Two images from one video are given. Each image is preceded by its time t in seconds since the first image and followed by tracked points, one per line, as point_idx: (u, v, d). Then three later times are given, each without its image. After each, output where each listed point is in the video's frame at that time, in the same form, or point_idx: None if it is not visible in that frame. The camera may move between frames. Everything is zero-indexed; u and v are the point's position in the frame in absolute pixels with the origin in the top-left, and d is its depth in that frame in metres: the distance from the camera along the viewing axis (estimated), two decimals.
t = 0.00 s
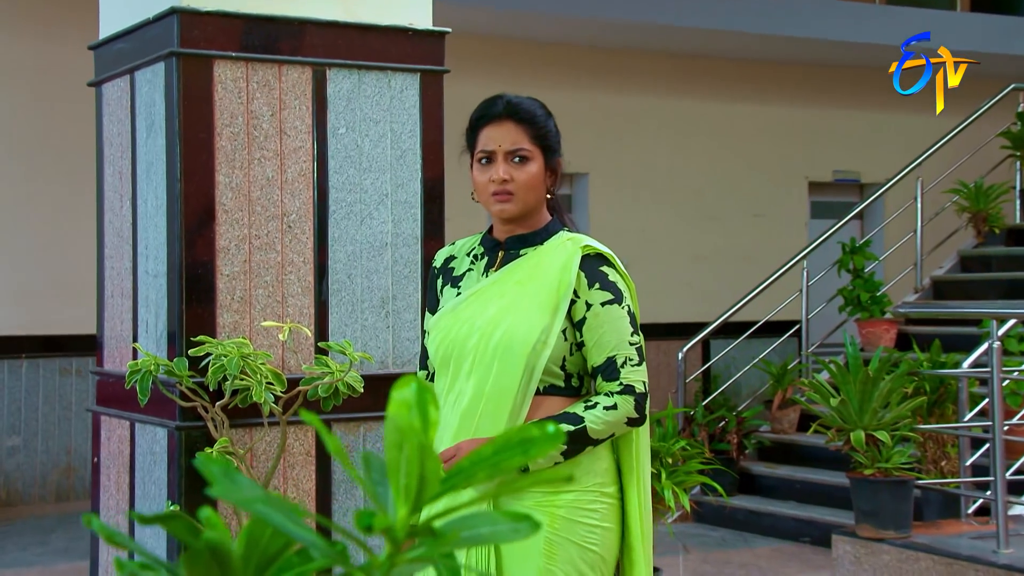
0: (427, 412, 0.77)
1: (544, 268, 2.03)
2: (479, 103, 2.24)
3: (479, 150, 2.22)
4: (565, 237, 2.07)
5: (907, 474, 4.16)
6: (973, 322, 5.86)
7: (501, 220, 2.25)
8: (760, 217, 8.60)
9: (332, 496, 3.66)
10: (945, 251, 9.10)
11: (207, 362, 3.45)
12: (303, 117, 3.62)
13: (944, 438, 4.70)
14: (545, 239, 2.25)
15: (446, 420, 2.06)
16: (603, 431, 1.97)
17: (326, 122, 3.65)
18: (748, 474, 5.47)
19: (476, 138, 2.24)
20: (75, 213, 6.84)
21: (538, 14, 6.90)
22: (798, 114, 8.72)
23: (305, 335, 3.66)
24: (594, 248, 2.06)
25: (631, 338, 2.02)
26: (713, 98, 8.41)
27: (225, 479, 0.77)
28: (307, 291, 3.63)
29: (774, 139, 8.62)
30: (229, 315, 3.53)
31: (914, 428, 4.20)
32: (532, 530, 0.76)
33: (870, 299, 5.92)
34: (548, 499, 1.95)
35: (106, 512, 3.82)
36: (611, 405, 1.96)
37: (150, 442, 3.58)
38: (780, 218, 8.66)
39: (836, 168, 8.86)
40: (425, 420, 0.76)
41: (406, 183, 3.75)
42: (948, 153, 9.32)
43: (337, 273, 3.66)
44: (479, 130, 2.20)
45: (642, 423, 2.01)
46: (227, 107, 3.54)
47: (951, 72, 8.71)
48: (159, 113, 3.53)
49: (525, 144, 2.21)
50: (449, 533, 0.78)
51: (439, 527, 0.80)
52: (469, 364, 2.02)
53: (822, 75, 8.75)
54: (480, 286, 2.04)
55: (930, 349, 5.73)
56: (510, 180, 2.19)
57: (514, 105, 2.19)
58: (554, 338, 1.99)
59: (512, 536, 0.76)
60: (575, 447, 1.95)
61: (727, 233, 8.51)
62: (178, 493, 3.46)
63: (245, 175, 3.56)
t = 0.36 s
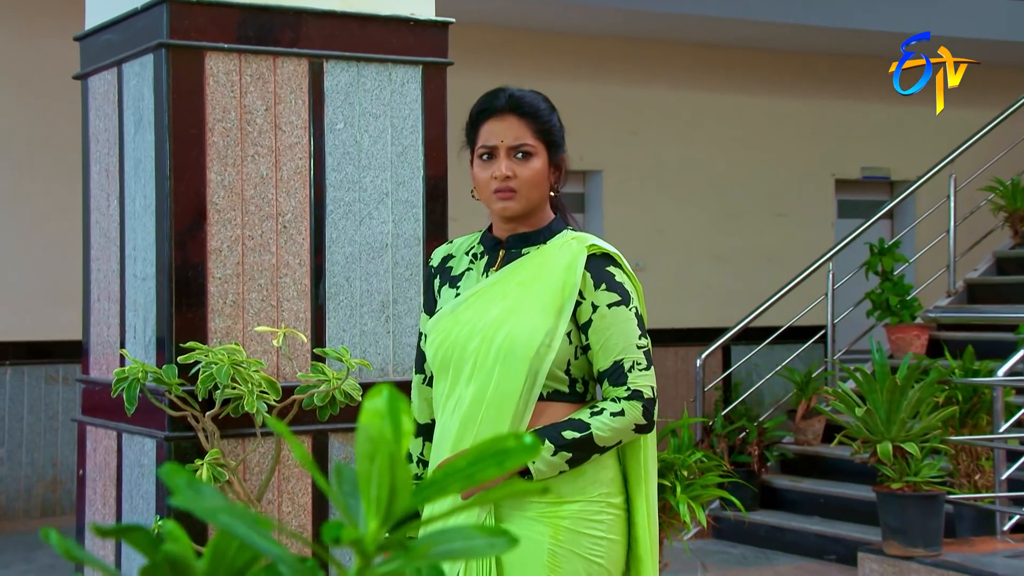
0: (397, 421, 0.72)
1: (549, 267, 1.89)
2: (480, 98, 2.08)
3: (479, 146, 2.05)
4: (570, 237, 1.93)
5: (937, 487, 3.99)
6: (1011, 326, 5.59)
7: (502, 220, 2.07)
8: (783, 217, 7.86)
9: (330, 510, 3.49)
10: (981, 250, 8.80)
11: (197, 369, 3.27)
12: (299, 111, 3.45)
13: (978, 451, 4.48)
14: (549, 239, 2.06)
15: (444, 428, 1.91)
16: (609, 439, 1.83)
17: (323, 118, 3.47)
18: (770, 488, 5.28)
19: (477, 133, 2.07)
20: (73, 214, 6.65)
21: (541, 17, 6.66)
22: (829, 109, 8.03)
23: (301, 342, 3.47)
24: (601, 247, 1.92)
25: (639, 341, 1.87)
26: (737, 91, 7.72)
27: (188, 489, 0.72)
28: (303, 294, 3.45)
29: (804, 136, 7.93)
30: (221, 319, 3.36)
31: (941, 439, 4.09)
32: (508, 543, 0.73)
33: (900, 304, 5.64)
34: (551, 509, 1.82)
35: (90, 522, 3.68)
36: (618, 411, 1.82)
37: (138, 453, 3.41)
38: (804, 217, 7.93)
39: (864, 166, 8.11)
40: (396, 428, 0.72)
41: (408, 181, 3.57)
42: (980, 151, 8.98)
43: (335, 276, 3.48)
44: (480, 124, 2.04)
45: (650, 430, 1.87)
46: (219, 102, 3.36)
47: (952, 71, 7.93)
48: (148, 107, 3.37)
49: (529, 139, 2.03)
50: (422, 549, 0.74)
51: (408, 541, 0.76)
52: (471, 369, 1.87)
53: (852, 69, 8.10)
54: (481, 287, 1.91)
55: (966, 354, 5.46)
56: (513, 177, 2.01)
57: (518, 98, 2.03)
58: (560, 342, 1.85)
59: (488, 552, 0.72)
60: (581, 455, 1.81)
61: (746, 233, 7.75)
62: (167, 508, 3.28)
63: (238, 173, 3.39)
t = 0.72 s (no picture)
0: (391, 432, 0.65)
1: (550, 268, 1.85)
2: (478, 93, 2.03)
3: (479, 141, 1.99)
4: (571, 236, 1.90)
5: (963, 500, 3.92)
6: None
7: (501, 218, 2.00)
8: (802, 217, 7.24)
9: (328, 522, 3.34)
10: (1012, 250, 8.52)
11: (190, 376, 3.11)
12: (295, 107, 3.31)
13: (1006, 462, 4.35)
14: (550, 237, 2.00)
15: (443, 434, 1.87)
16: (616, 444, 1.79)
17: (321, 114, 3.33)
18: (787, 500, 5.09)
19: (475, 129, 2.01)
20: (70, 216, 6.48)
21: (546, 17, 6.43)
22: (854, 104, 7.38)
23: (298, 347, 3.32)
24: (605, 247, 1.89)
25: (645, 343, 1.84)
26: (759, 86, 7.11)
27: (172, 500, 0.67)
28: (300, 298, 3.31)
29: (828, 132, 7.29)
30: (214, 324, 3.21)
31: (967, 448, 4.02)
32: (504, 559, 0.67)
33: (926, 307, 5.15)
34: (556, 517, 1.79)
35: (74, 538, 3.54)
36: (627, 414, 1.79)
37: (127, 463, 3.28)
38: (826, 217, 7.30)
39: (888, 163, 7.44)
40: (388, 441, 0.65)
41: (409, 180, 3.42)
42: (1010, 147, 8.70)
43: (334, 279, 3.34)
44: (480, 118, 1.98)
45: (658, 434, 1.84)
46: (211, 96, 3.22)
47: (951, 72, 7.28)
48: (138, 102, 3.23)
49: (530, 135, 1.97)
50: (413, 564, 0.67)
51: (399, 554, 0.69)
52: (471, 373, 1.84)
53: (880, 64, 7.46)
54: (480, 290, 1.88)
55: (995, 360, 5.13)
56: (513, 173, 1.95)
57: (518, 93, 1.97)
58: (563, 343, 1.81)
59: (484, 567, 0.67)
60: (589, 461, 1.78)
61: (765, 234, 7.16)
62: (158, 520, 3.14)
63: (232, 171, 3.24)
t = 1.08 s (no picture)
0: (403, 432, 0.56)
1: (553, 267, 1.78)
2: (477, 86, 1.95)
3: (478, 136, 1.92)
4: (573, 235, 1.83)
5: (981, 507, 3.86)
6: None
7: (501, 215, 1.94)
8: (813, 215, 7.14)
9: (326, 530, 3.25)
10: None
11: (184, 379, 3.03)
12: (293, 102, 3.22)
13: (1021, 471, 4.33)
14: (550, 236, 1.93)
15: (442, 441, 1.79)
16: (623, 447, 1.72)
17: (321, 109, 3.24)
18: (800, 505, 4.99)
19: (474, 123, 1.94)
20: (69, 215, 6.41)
21: (550, 11, 6.33)
22: (865, 99, 7.25)
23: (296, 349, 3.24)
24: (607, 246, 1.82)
25: (651, 344, 1.76)
26: (767, 80, 7.00)
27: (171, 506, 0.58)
28: (298, 298, 3.22)
29: (838, 128, 7.17)
30: (210, 325, 3.13)
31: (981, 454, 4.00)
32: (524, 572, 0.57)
33: (942, 309, 5.04)
34: (561, 521, 1.70)
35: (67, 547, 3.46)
36: (633, 417, 1.72)
37: (120, 468, 3.19)
38: (839, 215, 7.20)
39: (902, 161, 7.31)
40: (400, 442, 0.55)
41: (410, 177, 3.32)
42: None
43: (333, 279, 3.25)
44: (479, 113, 1.91)
45: (664, 437, 1.76)
46: (207, 91, 3.13)
47: (952, 72, 7.19)
48: (131, 97, 3.15)
49: (531, 130, 1.91)
50: None
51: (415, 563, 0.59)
52: (471, 377, 1.76)
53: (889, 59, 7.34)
54: (481, 289, 1.80)
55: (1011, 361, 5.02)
56: (514, 169, 1.89)
57: (519, 87, 1.91)
58: (568, 346, 1.74)
59: None
60: (594, 465, 1.71)
61: (776, 232, 7.05)
62: (151, 527, 3.07)
63: (229, 168, 3.16)
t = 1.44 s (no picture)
0: (472, 436, 0.52)
1: (564, 269, 1.76)
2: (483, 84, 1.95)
3: (485, 137, 1.92)
4: (583, 235, 1.80)
5: (991, 510, 3.85)
6: None
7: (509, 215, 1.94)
8: (818, 216, 7.11)
9: (333, 533, 3.23)
10: None
11: (191, 380, 3.01)
12: (300, 101, 3.19)
13: None
14: (559, 236, 1.94)
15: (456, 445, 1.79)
16: (635, 450, 1.69)
17: (327, 108, 3.21)
18: (806, 508, 4.98)
19: (480, 123, 1.94)
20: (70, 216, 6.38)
21: (552, 9, 6.30)
22: (868, 98, 7.22)
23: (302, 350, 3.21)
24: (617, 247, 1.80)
25: (661, 345, 1.74)
26: (770, 79, 6.98)
27: (244, 511, 0.58)
28: (305, 299, 3.19)
29: (843, 126, 7.15)
30: (216, 326, 3.11)
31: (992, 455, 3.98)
32: None
33: (948, 309, 5.00)
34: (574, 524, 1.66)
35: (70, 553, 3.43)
36: (645, 421, 1.69)
37: (125, 470, 3.17)
38: (844, 216, 7.17)
39: (907, 160, 7.28)
40: (470, 444, 0.52)
41: (416, 176, 3.30)
42: None
43: (340, 279, 3.22)
44: (486, 114, 1.90)
45: (676, 440, 1.74)
46: (213, 90, 3.11)
47: (951, 72, 7.18)
48: (136, 97, 3.12)
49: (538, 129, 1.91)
50: None
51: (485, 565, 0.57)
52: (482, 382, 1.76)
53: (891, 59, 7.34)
54: (491, 292, 1.79)
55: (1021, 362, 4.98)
56: (522, 169, 1.89)
57: (525, 86, 1.90)
58: (579, 348, 1.72)
59: None
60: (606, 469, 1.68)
61: (779, 232, 7.02)
62: (158, 529, 3.05)
63: (235, 168, 3.13)
